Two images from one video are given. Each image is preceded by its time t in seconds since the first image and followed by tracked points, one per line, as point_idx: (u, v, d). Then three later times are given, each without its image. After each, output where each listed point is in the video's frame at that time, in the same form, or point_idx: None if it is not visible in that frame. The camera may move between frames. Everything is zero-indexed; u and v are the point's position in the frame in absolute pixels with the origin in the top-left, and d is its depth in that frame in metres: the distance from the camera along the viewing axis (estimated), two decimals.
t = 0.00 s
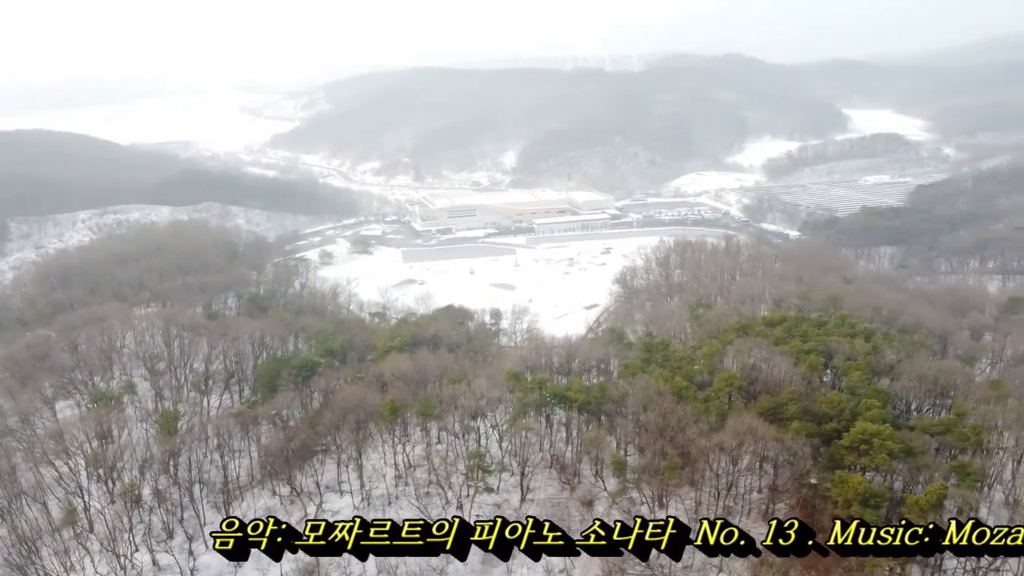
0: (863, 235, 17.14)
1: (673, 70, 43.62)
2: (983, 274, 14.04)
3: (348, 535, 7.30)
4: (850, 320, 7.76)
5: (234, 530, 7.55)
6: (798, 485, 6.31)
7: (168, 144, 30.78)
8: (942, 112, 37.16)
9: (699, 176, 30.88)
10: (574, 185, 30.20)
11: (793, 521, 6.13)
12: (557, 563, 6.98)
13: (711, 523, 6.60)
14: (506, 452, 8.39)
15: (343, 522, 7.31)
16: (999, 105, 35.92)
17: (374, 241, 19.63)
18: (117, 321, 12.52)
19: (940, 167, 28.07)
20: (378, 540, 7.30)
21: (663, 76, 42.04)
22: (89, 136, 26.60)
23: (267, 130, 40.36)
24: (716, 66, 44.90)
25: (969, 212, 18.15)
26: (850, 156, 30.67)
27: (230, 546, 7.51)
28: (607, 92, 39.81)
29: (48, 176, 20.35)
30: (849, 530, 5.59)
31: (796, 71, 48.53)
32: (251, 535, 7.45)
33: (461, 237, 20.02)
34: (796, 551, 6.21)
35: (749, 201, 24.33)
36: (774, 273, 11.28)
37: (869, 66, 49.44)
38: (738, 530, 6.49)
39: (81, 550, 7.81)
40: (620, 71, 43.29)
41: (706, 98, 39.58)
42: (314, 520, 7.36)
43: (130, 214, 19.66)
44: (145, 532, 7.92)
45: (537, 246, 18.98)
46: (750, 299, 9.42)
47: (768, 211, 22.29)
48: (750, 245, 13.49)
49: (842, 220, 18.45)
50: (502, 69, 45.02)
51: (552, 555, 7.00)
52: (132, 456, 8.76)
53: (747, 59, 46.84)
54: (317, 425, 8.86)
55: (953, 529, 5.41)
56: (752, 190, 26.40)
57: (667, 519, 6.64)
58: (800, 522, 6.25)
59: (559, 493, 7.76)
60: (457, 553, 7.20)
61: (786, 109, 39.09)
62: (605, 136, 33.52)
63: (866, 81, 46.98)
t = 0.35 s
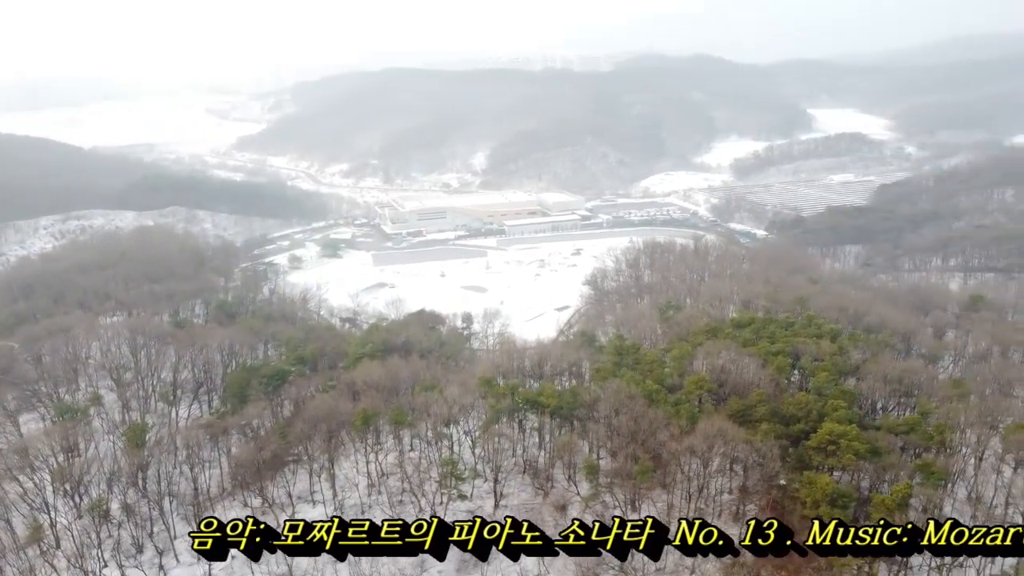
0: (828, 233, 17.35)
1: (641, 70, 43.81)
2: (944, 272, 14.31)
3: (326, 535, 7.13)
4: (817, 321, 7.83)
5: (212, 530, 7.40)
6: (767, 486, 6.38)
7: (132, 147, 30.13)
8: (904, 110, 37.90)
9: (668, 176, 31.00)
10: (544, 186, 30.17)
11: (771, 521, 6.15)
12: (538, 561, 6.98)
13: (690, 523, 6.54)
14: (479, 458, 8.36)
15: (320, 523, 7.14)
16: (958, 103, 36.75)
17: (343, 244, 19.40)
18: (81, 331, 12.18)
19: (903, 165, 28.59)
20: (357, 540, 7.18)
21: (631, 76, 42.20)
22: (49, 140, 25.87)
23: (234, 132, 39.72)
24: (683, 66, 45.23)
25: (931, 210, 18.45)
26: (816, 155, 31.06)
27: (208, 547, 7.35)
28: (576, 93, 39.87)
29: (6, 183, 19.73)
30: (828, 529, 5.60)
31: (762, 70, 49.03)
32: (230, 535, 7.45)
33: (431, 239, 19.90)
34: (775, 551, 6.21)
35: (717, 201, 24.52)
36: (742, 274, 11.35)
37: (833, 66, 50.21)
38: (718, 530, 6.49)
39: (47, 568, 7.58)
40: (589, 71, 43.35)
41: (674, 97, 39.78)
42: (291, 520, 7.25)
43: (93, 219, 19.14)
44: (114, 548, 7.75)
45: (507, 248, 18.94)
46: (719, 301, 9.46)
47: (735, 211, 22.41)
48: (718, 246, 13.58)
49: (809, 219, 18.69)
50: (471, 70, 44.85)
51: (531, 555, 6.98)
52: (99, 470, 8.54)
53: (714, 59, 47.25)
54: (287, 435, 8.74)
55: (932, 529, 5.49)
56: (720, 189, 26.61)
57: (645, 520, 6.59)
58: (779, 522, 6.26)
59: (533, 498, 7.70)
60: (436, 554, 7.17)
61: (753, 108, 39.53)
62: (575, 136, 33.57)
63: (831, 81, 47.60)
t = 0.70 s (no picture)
0: (794, 232, 17.57)
1: (610, 70, 43.95)
2: (907, 271, 14.56)
3: (305, 536, 7.04)
4: (785, 322, 7.90)
5: (191, 529, 7.18)
6: (738, 488, 6.35)
7: (94, 151, 29.41)
8: (867, 110, 38.59)
9: (637, 176, 31.05)
10: (514, 186, 30.06)
11: (749, 521, 6.11)
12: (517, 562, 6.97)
13: (668, 523, 6.54)
14: (452, 465, 8.28)
15: (299, 523, 7.01)
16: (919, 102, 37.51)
17: (312, 248, 19.16)
18: (44, 342, 11.80)
19: (866, 164, 29.11)
20: (335, 540, 7.13)
21: (599, 77, 42.30)
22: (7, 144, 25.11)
23: (199, 134, 38.99)
24: (651, 66, 45.49)
25: (894, 209, 18.75)
26: (782, 154, 31.40)
27: (187, 547, 7.16)
28: (544, 93, 39.86)
29: None
30: (808, 528, 5.57)
31: (728, 69, 49.49)
32: (208, 535, 7.16)
33: (401, 242, 19.72)
34: (755, 551, 6.21)
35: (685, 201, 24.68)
36: (711, 275, 11.41)
37: (798, 65, 50.90)
38: (696, 530, 6.48)
39: None
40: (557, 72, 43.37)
41: (642, 96, 39.95)
42: (270, 521, 7.09)
43: (56, 225, 18.57)
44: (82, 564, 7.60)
45: (478, 250, 18.87)
46: (689, 303, 9.50)
47: (704, 211, 22.60)
48: (686, 247, 13.65)
49: (776, 219, 18.88)
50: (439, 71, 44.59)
51: (511, 555, 6.93)
52: (66, 485, 8.32)
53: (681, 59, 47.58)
54: (257, 445, 8.48)
55: (912, 528, 5.54)
56: (688, 189, 26.81)
57: (624, 520, 6.56)
58: (757, 521, 6.22)
59: (506, 504, 7.67)
60: (415, 553, 7.18)
61: (720, 107, 39.87)
62: (543, 137, 33.55)
63: (795, 80, 48.24)
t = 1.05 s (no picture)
0: (753, 231, 17.79)
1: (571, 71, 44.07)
2: (864, 269, 14.83)
3: (284, 535, 7.11)
4: (747, 323, 7.99)
5: (170, 529, 7.17)
6: (703, 488, 6.43)
7: (46, 155, 28.51)
8: (823, 111, 39.35)
9: (600, 175, 31.04)
10: (477, 188, 29.82)
11: (730, 521, 5.99)
12: (489, 564, 6.95)
13: (647, 522, 6.49)
14: (419, 472, 8.16)
15: (278, 523, 7.07)
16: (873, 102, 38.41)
17: (274, 253, 18.86)
18: None
19: (823, 163, 29.68)
20: (314, 540, 7.13)
21: (562, 78, 42.40)
22: None
23: (156, 138, 38.09)
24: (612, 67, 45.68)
25: (851, 208, 19.10)
26: (742, 154, 31.68)
27: (166, 546, 7.17)
28: (506, 94, 39.75)
29: None
30: (786, 529, 5.54)
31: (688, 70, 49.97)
32: (187, 535, 7.10)
33: (365, 246, 19.50)
34: (734, 551, 6.16)
35: (648, 201, 24.85)
36: (674, 276, 11.48)
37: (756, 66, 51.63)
38: (675, 530, 6.42)
39: None
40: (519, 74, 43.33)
41: (604, 96, 40.11)
42: (249, 521, 7.09)
43: (7, 233, 17.91)
44: None
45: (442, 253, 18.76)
46: (652, 307, 9.54)
47: (666, 211, 22.80)
48: (649, 248, 13.73)
49: (737, 218, 19.09)
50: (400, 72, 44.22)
51: (488, 555, 6.94)
52: (22, 503, 8.00)
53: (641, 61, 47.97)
54: (222, 458, 8.31)
55: (888, 528, 5.60)
56: (650, 189, 27.01)
57: (603, 520, 6.44)
58: (738, 521, 6.10)
59: (475, 511, 7.55)
60: (394, 554, 7.18)
61: (682, 106, 40.19)
62: (506, 139, 33.41)
63: (753, 81, 48.95)
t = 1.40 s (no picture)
0: (711, 231, 18.03)
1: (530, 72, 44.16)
2: (820, 266, 15.10)
3: (262, 536, 6.85)
4: (706, 324, 8.09)
5: (149, 530, 7.07)
6: (665, 490, 6.45)
7: None
8: (777, 113, 40.14)
9: (561, 176, 31.12)
10: (437, 190, 29.61)
11: (707, 522, 5.83)
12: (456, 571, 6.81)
13: (626, 521, 6.34)
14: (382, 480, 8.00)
15: (256, 524, 6.81)
16: (824, 105, 39.45)
17: (232, 259, 18.51)
18: None
19: (778, 162, 30.30)
20: (292, 540, 6.91)
21: (521, 79, 42.47)
22: None
23: (107, 142, 37.05)
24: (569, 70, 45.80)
25: (806, 206, 19.48)
26: (699, 154, 32.07)
27: (144, 547, 7.09)
28: (466, 96, 39.69)
29: None
30: (764, 529, 5.59)
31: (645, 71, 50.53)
32: (164, 535, 7.10)
33: (325, 250, 19.26)
34: (712, 551, 6.06)
35: (608, 201, 25.03)
36: (633, 278, 11.57)
37: (711, 66, 52.39)
38: (654, 530, 6.30)
39: None
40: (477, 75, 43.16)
41: (563, 97, 40.26)
42: (227, 521, 6.89)
43: None
44: None
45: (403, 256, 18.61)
46: (613, 310, 9.63)
47: (626, 211, 23.01)
48: (609, 251, 13.81)
49: (696, 218, 19.29)
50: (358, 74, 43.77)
51: (467, 555, 6.84)
52: None
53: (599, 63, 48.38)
54: (181, 473, 8.06)
55: (867, 528, 5.57)
56: (610, 190, 27.24)
57: (581, 521, 6.39)
58: (716, 522, 5.92)
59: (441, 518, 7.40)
60: (371, 554, 7.06)
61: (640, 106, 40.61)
62: (464, 142, 33.12)
63: (709, 82, 49.76)
